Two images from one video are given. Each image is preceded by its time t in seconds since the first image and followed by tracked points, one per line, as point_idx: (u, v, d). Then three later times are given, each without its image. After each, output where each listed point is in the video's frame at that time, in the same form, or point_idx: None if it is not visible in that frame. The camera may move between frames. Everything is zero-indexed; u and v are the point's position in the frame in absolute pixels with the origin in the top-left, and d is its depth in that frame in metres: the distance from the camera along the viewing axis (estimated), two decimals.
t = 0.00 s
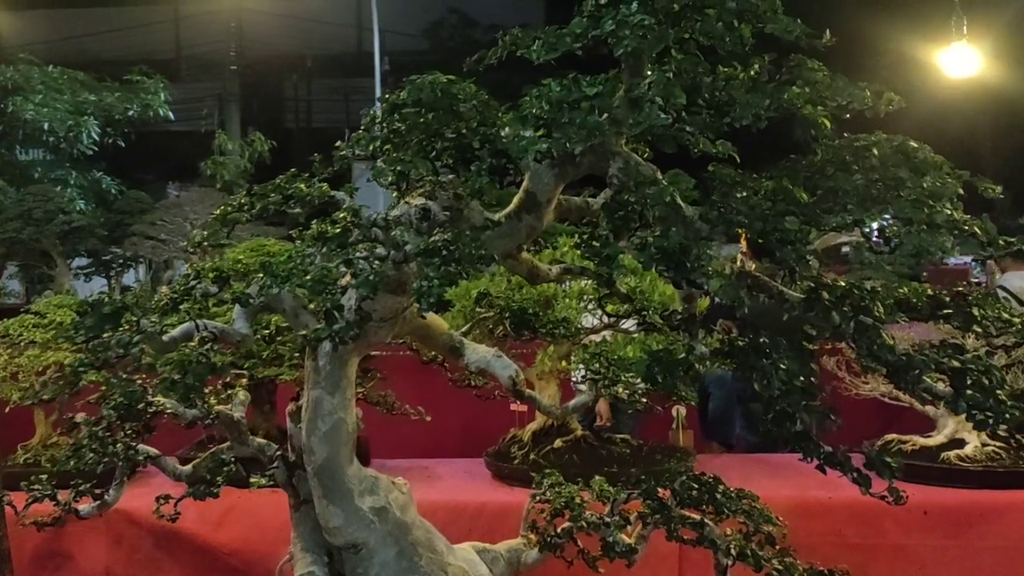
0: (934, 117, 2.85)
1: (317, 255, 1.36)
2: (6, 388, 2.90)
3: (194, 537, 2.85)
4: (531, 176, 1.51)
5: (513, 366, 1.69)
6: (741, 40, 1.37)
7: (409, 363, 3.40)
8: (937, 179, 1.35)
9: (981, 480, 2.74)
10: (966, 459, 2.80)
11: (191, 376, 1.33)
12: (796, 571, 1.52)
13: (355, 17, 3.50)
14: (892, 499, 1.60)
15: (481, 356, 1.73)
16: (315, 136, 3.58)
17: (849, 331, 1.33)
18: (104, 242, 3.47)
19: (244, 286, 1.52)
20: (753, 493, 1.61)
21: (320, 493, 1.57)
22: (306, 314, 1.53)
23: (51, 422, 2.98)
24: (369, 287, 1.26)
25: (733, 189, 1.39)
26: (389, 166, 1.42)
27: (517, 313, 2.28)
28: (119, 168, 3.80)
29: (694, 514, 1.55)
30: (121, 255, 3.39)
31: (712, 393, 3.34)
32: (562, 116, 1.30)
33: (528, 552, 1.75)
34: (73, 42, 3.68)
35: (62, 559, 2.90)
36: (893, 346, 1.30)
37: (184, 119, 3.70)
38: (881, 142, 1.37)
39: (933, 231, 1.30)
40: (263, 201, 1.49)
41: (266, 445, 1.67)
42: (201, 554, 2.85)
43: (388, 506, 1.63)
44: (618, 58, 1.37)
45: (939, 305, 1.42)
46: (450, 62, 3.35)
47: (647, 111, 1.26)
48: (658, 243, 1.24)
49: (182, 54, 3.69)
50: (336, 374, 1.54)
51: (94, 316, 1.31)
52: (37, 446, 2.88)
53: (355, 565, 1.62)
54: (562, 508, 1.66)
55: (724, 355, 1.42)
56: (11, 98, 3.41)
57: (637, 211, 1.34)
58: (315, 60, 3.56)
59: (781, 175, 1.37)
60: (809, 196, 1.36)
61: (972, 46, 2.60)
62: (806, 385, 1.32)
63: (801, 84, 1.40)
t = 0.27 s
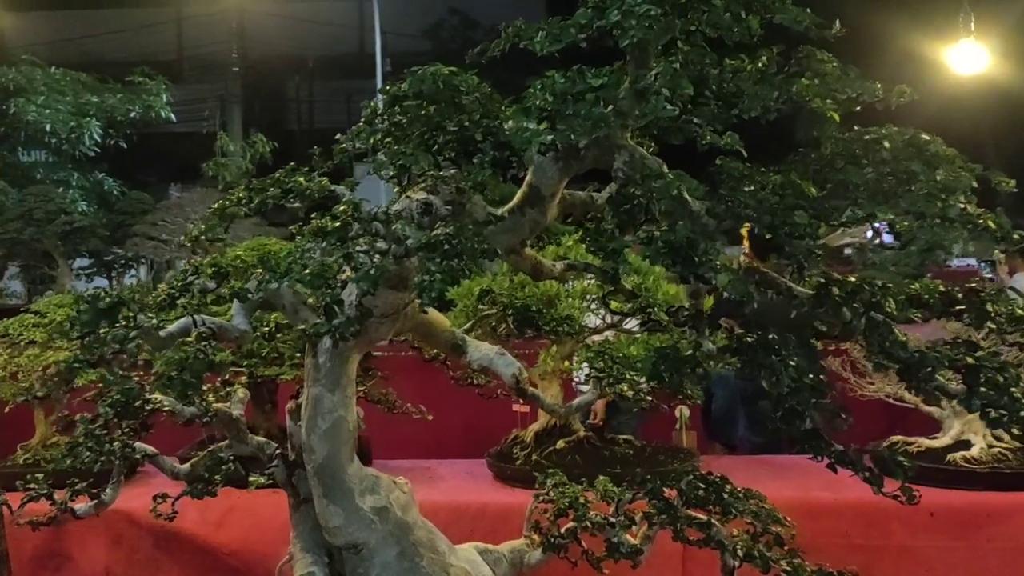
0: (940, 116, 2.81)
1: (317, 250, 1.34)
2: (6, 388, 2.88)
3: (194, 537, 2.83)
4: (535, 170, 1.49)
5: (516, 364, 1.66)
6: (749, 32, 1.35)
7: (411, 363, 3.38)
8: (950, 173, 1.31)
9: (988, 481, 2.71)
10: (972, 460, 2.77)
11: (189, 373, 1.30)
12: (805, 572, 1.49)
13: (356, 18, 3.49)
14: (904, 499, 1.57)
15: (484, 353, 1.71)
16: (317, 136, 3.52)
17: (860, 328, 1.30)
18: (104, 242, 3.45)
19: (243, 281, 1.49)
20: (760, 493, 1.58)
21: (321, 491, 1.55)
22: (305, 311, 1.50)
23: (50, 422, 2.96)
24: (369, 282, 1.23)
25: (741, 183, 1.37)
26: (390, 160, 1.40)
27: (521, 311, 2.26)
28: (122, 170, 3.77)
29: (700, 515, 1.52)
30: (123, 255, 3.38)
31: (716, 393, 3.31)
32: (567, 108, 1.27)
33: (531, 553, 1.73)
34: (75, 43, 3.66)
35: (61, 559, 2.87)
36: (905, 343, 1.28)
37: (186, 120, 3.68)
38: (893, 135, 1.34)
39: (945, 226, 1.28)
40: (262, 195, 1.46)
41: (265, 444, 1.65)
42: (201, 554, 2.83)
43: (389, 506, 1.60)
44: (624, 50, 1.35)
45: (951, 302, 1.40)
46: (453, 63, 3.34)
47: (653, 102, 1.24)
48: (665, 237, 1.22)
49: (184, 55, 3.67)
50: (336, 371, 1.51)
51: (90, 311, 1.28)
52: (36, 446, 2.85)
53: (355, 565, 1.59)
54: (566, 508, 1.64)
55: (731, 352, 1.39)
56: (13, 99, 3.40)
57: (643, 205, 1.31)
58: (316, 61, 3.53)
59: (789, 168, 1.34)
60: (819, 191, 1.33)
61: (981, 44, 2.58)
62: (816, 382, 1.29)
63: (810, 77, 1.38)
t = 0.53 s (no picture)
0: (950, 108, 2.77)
1: (320, 240, 1.31)
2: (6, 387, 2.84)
3: (195, 537, 2.81)
4: (542, 159, 1.46)
5: (521, 357, 1.64)
6: (760, 17, 1.32)
7: (416, 362, 3.35)
8: (967, 160, 1.27)
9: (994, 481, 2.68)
10: (978, 459, 2.73)
11: (188, 364, 1.27)
12: (817, 569, 1.46)
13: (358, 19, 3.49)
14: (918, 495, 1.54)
15: (489, 347, 1.68)
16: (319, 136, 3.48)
17: (874, 319, 1.28)
18: (106, 241, 3.34)
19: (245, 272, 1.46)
20: (771, 489, 1.56)
21: (323, 487, 1.52)
22: (307, 303, 1.47)
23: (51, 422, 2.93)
24: (373, 271, 1.20)
25: (752, 171, 1.35)
26: (395, 148, 1.37)
27: (526, 305, 2.23)
28: (124, 171, 3.74)
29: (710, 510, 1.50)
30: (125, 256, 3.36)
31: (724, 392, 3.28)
32: (575, 94, 1.25)
33: (537, 550, 1.70)
34: (77, 44, 3.65)
35: (61, 559, 2.85)
36: (921, 334, 1.25)
37: (188, 122, 3.62)
38: (908, 122, 1.31)
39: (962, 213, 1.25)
40: (264, 183, 1.44)
41: (267, 438, 1.61)
42: (202, 554, 2.81)
43: (392, 502, 1.57)
44: (633, 35, 1.33)
45: (966, 293, 1.37)
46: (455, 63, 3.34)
47: (663, 87, 1.21)
48: (676, 225, 1.19)
49: (187, 56, 3.64)
50: (338, 364, 1.48)
51: (88, 302, 1.26)
52: (36, 446, 2.81)
53: (359, 563, 1.56)
54: (572, 504, 1.61)
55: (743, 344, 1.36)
56: (15, 100, 3.37)
57: (653, 193, 1.28)
58: (318, 62, 3.51)
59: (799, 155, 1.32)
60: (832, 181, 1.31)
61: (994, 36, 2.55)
62: (830, 375, 1.26)
63: (823, 62, 1.36)
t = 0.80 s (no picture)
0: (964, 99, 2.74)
1: (324, 231, 1.29)
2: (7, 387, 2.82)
3: (197, 536, 2.79)
4: (548, 150, 1.44)
5: (527, 353, 1.61)
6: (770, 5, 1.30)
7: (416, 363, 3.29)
8: (981, 150, 1.25)
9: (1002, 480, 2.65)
10: (986, 459, 2.71)
11: (189, 357, 1.24)
12: (827, 567, 1.45)
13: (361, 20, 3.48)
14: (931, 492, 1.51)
15: (494, 342, 1.65)
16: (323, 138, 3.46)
17: (887, 312, 1.26)
18: (108, 242, 3.29)
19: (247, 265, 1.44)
20: (780, 486, 1.53)
21: (326, 484, 1.50)
22: (310, 296, 1.45)
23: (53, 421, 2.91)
24: (377, 260, 1.17)
25: (763, 161, 1.34)
26: (399, 137, 1.32)
27: (531, 300, 2.18)
28: (125, 172, 3.70)
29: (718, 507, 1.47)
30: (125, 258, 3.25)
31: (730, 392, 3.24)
32: (582, 82, 1.23)
33: (543, 548, 1.69)
34: (79, 45, 3.63)
35: (63, 558, 2.84)
36: (935, 327, 1.22)
37: (190, 123, 3.56)
38: (921, 111, 1.29)
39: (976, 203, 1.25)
40: (266, 174, 1.42)
41: (270, 434, 1.59)
42: (204, 553, 2.79)
43: (396, 499, 1.55)
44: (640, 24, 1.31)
45: (980, 286, 1.36)
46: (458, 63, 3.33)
47: (672, 75, 1.19)
48: (686, 215, 1.16)
49: (189, 57, 3.61)
50: (342, 359, 1.46)
51: (87, 294, 1.23)
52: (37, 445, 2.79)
53: (362, 560, 1.54)
54: (578, 502, 1.59)
55: (753, 337, 1.34)
56: (18, 101, 3.30)
57: (662, 182, 1.25)
58: (321, 63, 3.51)
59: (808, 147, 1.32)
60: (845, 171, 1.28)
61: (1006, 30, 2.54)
62: (842, 368, 1.24)
63: (834, 50, 1.38)
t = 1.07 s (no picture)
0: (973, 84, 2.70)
1: (324, 221, 1.27)
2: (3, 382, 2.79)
3: (194, 532, 2.77)
4: (551, 140, 1.42)
5: (528, 345, 1.61)
6: None
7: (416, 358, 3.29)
8: (990, 139, 1.24)
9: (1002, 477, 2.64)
10: (986, 455, 2.67)
11: (185, 348, 1.23)
12: (832, 561, 1.44)
13: (359, 16, 3.45)
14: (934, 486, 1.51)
15: (495, 335, 1.64)
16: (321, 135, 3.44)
17: (894, 304, 1.24)
18: (105, 238, 3.24)
19: (245, 255, 1.43)
20: (784, 480, 1.52)
21: (325, 477, 1.48)
22: (309, 287, 1.43)
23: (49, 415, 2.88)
24: (379, 249, 1.16)
25: (769, 151, 1.32)
26: (401, 126, 1.30)
27: (532, 292, 2.15)
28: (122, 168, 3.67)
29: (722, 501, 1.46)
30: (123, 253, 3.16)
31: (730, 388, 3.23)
32: (586, 70, 1.21)
33: (544, 543, 1.67)
34: (77, 40, 3.61)
35: (60, 553, 2.83)
36: (943, 319, 1.21)
37: (186, 118, 3.56)
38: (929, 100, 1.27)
39: (985, 193, 1.24)
40: (264, 163, 1.39)
41: (268, 427, 1.58)
42: (201, 548, 2.77)
43: (396, 492, 1.54)
44: (645, 11, 1.29)
45: (987, 278, 1.35)
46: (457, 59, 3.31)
47: (679, 62, 1.17)
48: (692, 204, 1.14)
49: (187, 53, 3.59)
50: (342, 351, 1.44)
51: (82, 284, 1.21)
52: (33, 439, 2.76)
53: (362, 555, 1.53)
54: (580, 495, 1.57)
55: (759, 329, 1.32)
56: (14, 96, 3.23)
57: (666, 172, 1.23)
58: (320, 59, 3.48)
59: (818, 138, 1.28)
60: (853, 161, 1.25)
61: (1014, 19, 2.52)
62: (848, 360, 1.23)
63: (843, 38, 1.35)
